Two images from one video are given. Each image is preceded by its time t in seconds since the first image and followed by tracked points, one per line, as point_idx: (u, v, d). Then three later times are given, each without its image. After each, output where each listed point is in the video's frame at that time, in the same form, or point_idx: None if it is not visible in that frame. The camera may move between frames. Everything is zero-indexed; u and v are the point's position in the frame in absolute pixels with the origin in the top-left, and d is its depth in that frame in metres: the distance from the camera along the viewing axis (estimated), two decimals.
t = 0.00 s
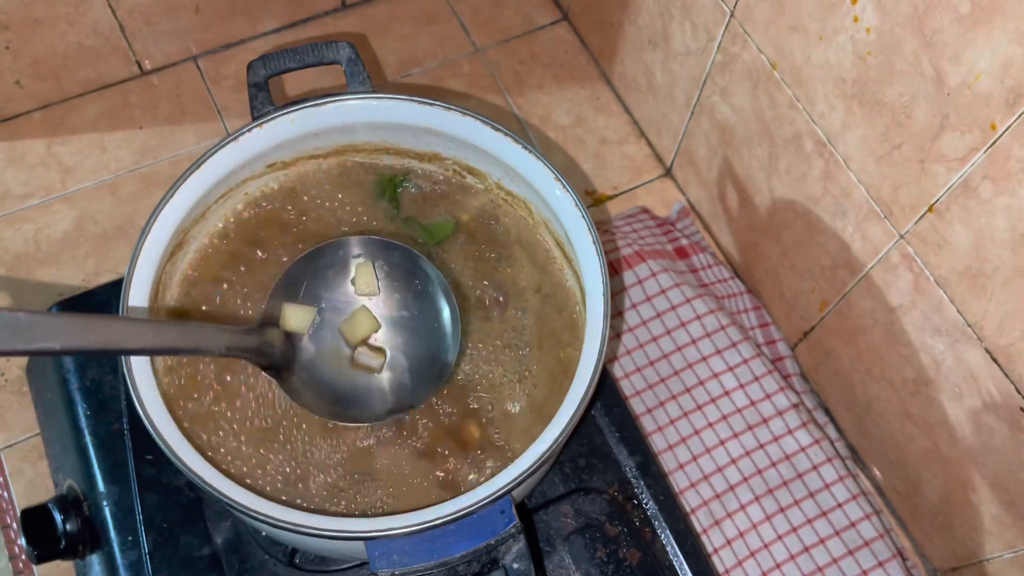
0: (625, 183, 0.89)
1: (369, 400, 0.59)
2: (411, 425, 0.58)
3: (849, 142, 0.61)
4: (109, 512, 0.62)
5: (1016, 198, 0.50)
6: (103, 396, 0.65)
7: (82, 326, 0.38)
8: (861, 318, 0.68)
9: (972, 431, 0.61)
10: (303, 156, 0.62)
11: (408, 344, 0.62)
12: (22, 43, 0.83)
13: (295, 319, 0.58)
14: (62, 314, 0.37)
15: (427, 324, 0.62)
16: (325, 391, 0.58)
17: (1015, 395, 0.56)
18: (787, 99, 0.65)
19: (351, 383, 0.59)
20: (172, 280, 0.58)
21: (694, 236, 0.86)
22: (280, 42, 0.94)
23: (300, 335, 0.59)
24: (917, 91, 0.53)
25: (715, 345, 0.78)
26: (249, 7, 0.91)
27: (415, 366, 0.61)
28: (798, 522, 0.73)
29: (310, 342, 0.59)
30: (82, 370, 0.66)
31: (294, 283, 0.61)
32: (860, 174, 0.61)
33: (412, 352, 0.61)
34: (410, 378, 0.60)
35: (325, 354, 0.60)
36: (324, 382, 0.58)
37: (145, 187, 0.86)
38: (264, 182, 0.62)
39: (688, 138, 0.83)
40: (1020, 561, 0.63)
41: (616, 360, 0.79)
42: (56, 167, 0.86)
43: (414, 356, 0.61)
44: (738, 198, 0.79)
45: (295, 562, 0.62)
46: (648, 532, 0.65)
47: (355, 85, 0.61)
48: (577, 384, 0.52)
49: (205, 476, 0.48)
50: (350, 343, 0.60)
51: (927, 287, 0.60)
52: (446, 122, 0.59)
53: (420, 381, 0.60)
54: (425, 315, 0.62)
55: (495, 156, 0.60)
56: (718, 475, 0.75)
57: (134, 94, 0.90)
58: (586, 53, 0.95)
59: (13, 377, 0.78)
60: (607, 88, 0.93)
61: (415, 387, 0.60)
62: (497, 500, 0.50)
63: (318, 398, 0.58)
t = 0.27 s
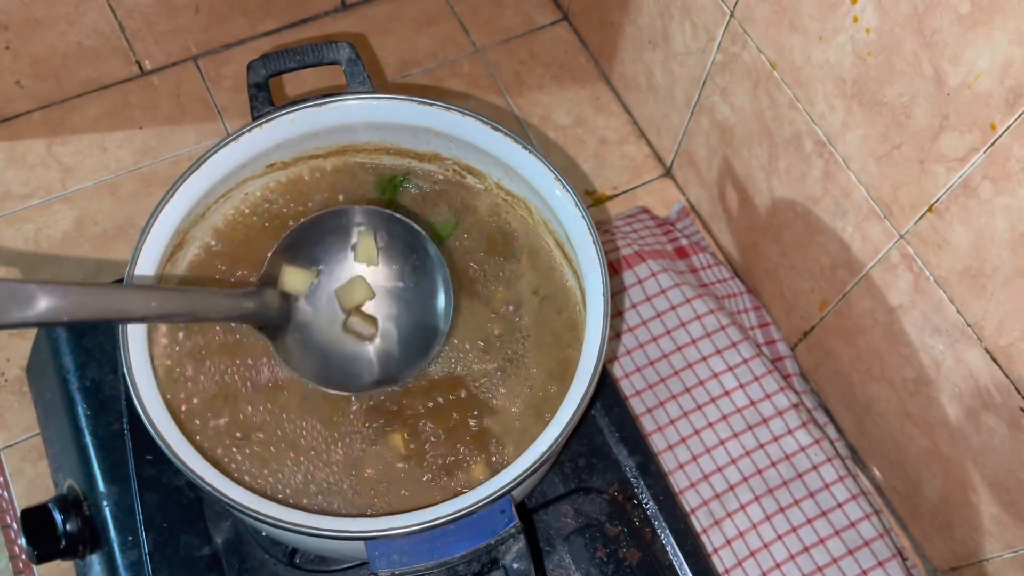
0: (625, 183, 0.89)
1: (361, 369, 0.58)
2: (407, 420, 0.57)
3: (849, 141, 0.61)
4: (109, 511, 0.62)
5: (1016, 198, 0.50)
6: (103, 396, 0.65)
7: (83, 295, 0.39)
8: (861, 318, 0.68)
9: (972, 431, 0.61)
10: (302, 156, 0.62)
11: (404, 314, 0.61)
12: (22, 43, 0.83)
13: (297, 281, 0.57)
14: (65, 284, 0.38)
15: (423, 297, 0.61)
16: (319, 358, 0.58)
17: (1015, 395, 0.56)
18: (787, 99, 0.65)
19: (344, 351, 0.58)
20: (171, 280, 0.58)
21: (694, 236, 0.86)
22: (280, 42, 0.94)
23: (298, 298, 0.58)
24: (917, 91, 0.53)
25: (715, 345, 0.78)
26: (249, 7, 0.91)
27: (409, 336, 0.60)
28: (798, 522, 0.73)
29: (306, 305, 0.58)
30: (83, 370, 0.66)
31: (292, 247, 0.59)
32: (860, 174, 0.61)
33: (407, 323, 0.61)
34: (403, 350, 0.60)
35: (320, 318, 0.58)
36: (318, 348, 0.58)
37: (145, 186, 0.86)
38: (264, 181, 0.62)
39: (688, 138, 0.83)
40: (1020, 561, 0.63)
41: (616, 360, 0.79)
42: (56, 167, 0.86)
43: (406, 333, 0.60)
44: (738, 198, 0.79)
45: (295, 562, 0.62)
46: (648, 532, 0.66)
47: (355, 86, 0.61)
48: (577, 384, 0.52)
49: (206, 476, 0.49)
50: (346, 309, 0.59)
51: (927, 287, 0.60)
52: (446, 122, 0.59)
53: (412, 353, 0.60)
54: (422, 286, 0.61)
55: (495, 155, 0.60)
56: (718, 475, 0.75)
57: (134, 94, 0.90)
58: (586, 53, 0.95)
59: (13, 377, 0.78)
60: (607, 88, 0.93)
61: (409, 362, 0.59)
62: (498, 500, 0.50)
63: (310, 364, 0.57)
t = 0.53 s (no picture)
0: (625, 183, 0.89)
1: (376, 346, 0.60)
2: (405, 418, 0.58)
3: (849, 141, 0.61)
4: (109, 512, 0.62)
5: (1015, 198, 0.50)
6: (103, 396, 0.65)
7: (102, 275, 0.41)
8: (861, 318, 0.68)
9: (972, 431, 0.61)
10: (302, 156, 0.62)
11: (417, 293, 0.63)
12: (22, 43, 0.83)
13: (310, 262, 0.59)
14: (87, 264, 0.40)
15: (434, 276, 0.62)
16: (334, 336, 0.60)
17: (1015, 395, 0.56)
18: (787, 99, 0.65)
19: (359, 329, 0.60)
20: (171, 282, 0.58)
21: (694, 236, 0.86)
22: (280, 42, 0.94)
23: (313, 279, 0.60)
24: (917, 91, 0.53)
25: (715, 345, 0.78)
26: (249, 7, 0.91)
27: (422, 314, 0.62)
28: (799, 522, 0.73)
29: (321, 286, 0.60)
30: (83, 370, 0.66)
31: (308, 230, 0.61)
32: (860, 173, 0.61)
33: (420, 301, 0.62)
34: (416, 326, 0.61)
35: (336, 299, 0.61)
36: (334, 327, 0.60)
37: (145, 187, 0.86)
38: (264, 181, 0.62)
39: (688, 138, 0.83)
40: (1020, 561, 0.63)
41: (616, 360, 0.79)
42: (56, 167, 0.86)
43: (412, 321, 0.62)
44: (738, 198, 0.79)
45: (295, 562, 0.62)
46: (648, 532, 0.66)
47: (355, 86, 0.61)
48: (577, 384, 0.52)
49: (206, 477, 0.49)
50: (361, 289, 0.61)
51: (927, 287, 0.60)
52: (446, 122, 0.59)
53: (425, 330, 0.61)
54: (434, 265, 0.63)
55: (495, 155, 0.60)
56: (719, 475, 0.75)
57: (134, 94, 0.90)
58: (586, 53, 0.95)
59: (13, 377, 0.78)
60: (607, 88, 0.94)
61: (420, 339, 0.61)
62: (498, 500, 0.50)
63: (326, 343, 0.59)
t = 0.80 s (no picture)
0: (625, 183, 0.89)
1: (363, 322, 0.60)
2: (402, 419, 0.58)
3: (849, 141, 0.61)
4: (109, 512, 0.62)
5: (1015, 198, 0.50)
6: (103, 396, 0.65)
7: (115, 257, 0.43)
8: (861, 318, 0.68)
9: (972, 431, 0.61)
10: (303, 156, 0.62)
11: (402, 270, 0.62)
12: (22, 43, 0.83)
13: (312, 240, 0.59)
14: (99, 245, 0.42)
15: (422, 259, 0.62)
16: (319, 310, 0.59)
17: (1015, 395, 0.56)
18: (787, 99, 0.65)
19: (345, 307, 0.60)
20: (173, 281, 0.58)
21: (694, 236, 0.86)
22: (280, 42, 0.94)
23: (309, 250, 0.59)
24: (916, 91, 0.53)
25: (715, 345, 0.78)
26: (249, 7, 0.91)
27: (410, 292, 0.62)
28: (798, 522, 0.73)
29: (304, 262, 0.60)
30: (83, 370, 0.66)
31: (303, 208, 0.61)
32: (860, 173, 0.61)
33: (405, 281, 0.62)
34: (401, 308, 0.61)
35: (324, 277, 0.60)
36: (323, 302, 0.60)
37: (145, 187, 0.86)
38: (264, 181, 0.62)
39: (688, 138, 0.83)
40: (1020, 561, 0.63)
41: (616, 360, 0.79)
42: (57, 167, 0.86)
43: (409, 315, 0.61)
44: (738, 198, 0.79)
45: (295, 562, 0.62)
46: (648, 532, 0.66)
47: (355, 86, 0.61)
48: (577, 384, 0.52)
49: (207, 477, 0.49)
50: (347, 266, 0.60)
51: (927, 287, 0.60)
52: (446, 122, 0.59)
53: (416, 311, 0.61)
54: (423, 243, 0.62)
55: (495, 156, 0.60)
56: (718, 475, 0.75)
57: (134, 94, 0.90)
58: (586, 53, 0.95)
59: (13, 377, 0.78)
60: (607, 88, 0.94)
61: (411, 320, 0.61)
62: (498, 500, 0.50)
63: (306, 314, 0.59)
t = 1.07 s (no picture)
0: (625, 183, 0.89)
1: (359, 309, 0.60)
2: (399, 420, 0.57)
3: (849, 141, 0.61)
4: (109, 512, 0.62)
5: (1015, 198, 0.50)
6: (103, 395, 0.66)
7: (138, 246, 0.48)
8: (861, 318, 0.68)
9: (972, 432, 0.61)
10: (303, 157, 0.62)
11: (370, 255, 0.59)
12: (22, 43, 0.83)
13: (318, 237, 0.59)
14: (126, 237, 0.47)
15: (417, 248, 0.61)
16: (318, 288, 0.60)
17: (1014, 395, 0.56)
18: (787, 99, 0.65)
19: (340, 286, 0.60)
20: (172, 281, 0.58)
21: (694, 236, 0.86)
22: (280, 42, 0.94)
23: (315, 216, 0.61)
24: (916, 91, 0.53)
25: (715, 345, 0.78)
26: (249, 7, 0.91)
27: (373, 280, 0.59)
28: (798, 522, 0.73)
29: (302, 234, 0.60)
30: (83, 370, 0.66)
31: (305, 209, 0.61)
32: (860, 174, 0.61)
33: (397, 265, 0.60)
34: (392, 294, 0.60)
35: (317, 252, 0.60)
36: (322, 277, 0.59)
37: (145, 187, 0.86)
38: (265, 181, 0.62)
39: (688, 138, 0.83)
40: (1020, 561, 0.63)
41: (616, 360, 0.79)
42: (57, 167, 0.86)
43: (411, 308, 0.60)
44: (738, 198, 0.79)
45: (295, 562, 0.62)
46: (648, 532, 0.66)
47: (355, 86, 0.61)
48: (577, 384, 0.52)
49: (207, 477, 0.49)
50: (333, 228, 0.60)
51: (927, 287, 0.60)
52: (446, 122, 0.59)
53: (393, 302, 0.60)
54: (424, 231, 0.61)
55: (495, 156, 0.60)
56: (718, 475, 0.75)
57: (134, 95, 0.90)
58: (586, 53, 0.95)
59: (13, 377, 0.78)
60: (607, 88, 0.94)
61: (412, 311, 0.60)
62: (498, 499, 0.50)
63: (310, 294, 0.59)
